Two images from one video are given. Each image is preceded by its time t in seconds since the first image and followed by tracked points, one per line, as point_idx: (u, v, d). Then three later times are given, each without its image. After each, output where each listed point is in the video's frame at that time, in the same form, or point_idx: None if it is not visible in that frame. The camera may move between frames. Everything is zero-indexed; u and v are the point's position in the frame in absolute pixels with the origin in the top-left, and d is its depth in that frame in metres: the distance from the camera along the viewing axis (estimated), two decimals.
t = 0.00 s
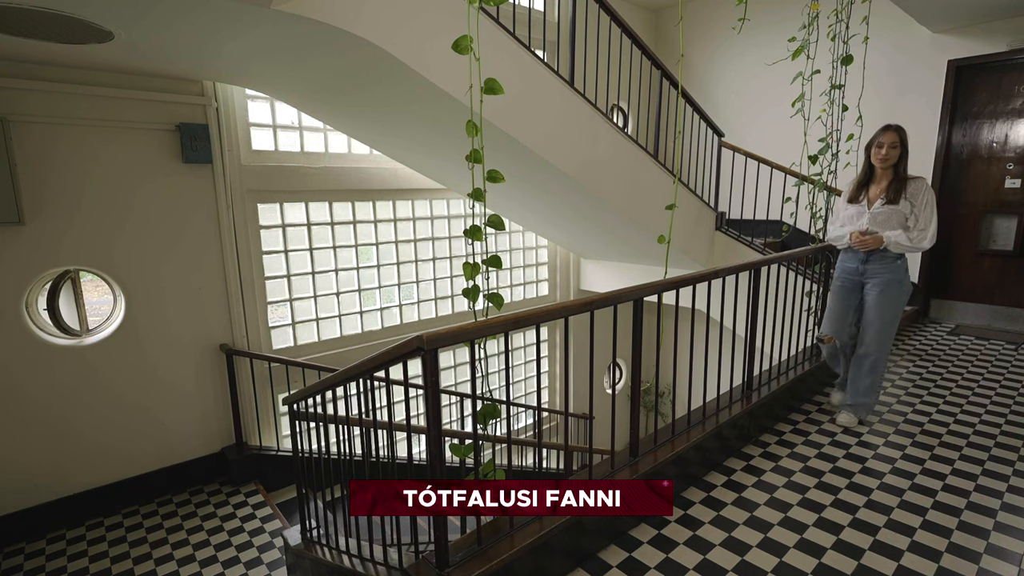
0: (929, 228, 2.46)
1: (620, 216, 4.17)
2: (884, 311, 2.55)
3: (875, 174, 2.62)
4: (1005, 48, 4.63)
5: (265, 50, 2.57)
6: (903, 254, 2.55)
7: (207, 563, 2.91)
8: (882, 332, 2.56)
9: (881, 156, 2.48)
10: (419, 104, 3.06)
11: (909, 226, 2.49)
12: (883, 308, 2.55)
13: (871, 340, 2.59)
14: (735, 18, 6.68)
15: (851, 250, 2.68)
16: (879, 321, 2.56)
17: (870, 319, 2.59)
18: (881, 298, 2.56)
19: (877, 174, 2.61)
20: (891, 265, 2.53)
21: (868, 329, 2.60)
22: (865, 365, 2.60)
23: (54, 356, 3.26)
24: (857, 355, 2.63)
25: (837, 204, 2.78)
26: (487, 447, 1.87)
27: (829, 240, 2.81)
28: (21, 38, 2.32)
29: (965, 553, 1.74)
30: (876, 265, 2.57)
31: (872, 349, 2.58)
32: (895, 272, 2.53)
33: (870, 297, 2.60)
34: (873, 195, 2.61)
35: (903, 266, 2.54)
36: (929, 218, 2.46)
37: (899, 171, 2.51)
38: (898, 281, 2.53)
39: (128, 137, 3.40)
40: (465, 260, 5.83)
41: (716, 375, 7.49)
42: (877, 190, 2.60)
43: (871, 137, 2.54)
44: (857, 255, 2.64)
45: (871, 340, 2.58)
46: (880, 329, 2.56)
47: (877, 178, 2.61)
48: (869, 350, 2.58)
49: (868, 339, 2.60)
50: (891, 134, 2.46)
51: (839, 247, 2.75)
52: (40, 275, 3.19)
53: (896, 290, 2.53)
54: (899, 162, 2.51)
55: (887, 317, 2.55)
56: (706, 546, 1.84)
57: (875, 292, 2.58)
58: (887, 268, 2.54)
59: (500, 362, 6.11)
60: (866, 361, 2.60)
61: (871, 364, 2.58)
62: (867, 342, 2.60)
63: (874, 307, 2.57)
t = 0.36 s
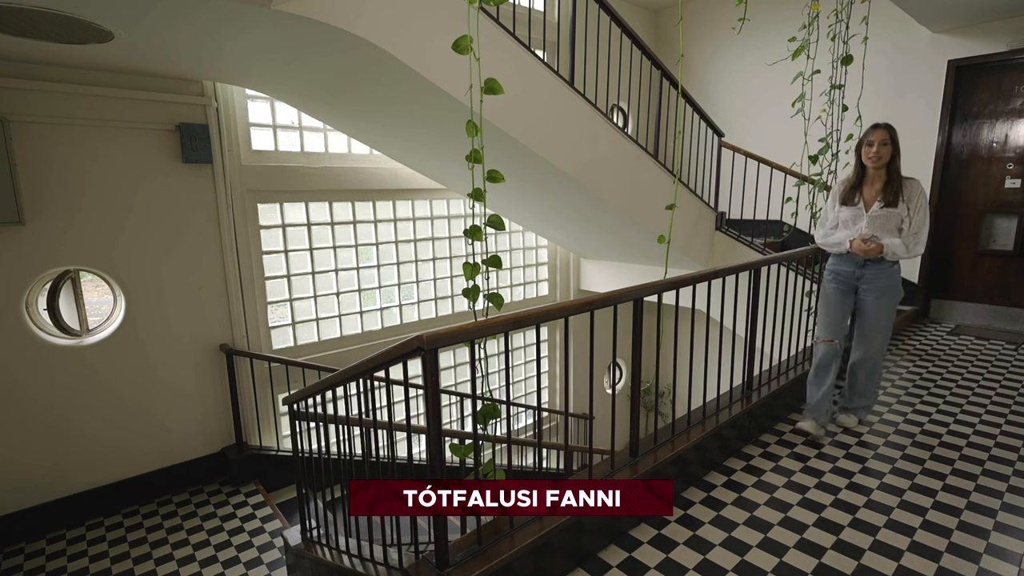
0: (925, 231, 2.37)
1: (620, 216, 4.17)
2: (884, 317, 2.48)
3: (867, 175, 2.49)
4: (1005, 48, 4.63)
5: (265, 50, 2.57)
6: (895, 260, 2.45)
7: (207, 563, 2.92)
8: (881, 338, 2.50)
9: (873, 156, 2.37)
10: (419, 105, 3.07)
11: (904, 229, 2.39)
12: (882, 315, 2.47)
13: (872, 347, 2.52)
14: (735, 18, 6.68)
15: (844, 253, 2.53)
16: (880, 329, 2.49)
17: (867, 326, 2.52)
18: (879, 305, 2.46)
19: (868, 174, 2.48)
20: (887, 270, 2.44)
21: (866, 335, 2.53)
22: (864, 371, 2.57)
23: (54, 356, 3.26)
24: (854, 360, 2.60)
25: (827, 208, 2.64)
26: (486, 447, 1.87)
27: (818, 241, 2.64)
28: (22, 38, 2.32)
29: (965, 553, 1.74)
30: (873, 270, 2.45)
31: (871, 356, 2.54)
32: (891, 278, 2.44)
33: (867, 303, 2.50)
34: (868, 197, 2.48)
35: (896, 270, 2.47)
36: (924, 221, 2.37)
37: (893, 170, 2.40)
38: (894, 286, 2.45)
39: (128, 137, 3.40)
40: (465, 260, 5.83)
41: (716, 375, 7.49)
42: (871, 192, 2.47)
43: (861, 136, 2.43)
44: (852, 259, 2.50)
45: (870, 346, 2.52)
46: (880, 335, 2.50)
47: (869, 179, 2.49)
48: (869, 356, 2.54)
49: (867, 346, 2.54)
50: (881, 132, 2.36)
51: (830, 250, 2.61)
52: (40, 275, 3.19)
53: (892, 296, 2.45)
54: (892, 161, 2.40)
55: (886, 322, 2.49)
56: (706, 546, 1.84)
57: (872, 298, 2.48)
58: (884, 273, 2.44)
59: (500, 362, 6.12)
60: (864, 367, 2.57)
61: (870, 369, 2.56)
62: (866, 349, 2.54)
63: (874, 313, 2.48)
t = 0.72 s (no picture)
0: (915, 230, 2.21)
1: (620, 216, 4.17)
2: (870, 322, 2.36)
3: (846, 176, 2.33)
4: (1005, 48, 4.62)
5: (265, 50, 2.57)
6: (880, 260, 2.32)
7: (207, 563, 2.92)
8: (869, 343, 2.40)
9: (852, 154, 2.22)
10: (419, 105, 3.07)
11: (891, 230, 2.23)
12: (869, 321, 2.36)
13: (859, 354, 2.42)
14: (735, 18, 6.68)
15: (826, 258, 2.39)
16: (866, 335, 2.38)
17: (854, 333, 2.40)
18: (865, 311, 2.35)
19: (846, 175, 2.33)
20: (872, 275, 2.31)
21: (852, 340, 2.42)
22: (854, 376, 2.48)
23: (54, 356, 3.26)
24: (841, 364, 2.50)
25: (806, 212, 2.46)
26: (486, 447, 1.88)
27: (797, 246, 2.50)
28: (22, 38, 2.32)
29: (965, 553, 1.74)
30: (857, 276, 2.32)
31: (859, 362, 2.44)
32: (876, 283, 2.32)
33: (852, 309, 2.37)
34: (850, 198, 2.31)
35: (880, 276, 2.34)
36: (912, 219, 2.20)
37: (874, 169, 2.24)
38: (879, 290, 2.34)
39: (128, 137, 3.40)
40: (465, 260, 5.83)
41: (716, 375, 7.50)
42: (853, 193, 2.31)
43: (837, 136, 2.29)
44: (834, 265, 2.36)
45: (858, 353, 2.42)
46: (868, 342, 2.39)
47: (849, 180, 2.33)
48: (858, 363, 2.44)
49: (853, 352, 2.44)
50: (859, 130, 2.22)
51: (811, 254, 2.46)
52: (40, 275, 3.19)
53: (878, 300, 2.34)
54: (873, 160, 2.24)
55: (873, 328, 2.38)
56: (706, 546, 1.84)
57: (857, 304, 2.35)
58: (869, 278, 2.31)
59: (500, 362, 6.12)
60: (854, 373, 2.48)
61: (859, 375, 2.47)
62: (854, 355, 2.44)
63: (860, 320, 2.36)
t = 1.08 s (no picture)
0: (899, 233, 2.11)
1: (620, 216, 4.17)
2: (853, 329, 2.16)
3: (829, 175, 2.27)
4: (1005, 48, 4.63)
5: (265, 50, 2.57)
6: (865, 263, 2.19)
7: (207, 563, 2.92)
8: (851, 352, 2.17)
9: (832, 152, 2.16)
10: (419, 105, 3.07)
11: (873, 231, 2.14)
12: (850, 326, 2.16)
13: (841, 364, 2.19)
14: (735, 18, 6.68)
15: (805, 259, 2.31)
16: (847, 341, 2.17)
17: (835, 340, 2.20)
18: (846, 315, 2.17)
19: (828, 174, 2.27)
20: (853, 276, 2.17)
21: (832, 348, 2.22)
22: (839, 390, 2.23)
23: (54, 356, 3.26)
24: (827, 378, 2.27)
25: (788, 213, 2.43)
26: (487, 447, 1.88)
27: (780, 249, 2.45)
28: (22, 38, 2.33)
29: (965, 553, 1.74)
30: (838, 277, 2.19)
31: (842, 373, 2.20)
32: (858, 285, 2.16)
33: (834, 313, 2.21)
34: (830, 198, 2.26)
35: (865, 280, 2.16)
36: (895, 220, 2.11)
37: (855, 168, 2.17)
38: (864, 294, 2.17)
39: (128, 137, 3.40)
40: (465, 260, 5.83)
41: (716, 375, 7.50)
42: (833, 193, 2.25)
43: (819, 132, 2.23)
44: (814, 265, 2.27)
45: (838, 364, 2.20)
46: (848, 350, 2.18)
47: (830, 179, 2.27)
48: (840, 375, 2.20)
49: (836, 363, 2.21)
50: (840, 126, 2.15)
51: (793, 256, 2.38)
52: (40, 275, 3.19)
53: (862, 305, 2.16)
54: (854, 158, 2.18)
55: (857, 336, 2.17)
56: (706, 546, 1.84)
57: (838, 306, 2.20)
58: (851, 279, 2.17)
59: (500, 362, 6.12)
60: (837, 387, 2.23)
61: (843, 389, 2.22)
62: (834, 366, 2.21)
63: (839, 325, 2.19)
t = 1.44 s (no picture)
0: (885, 234, 2.04)
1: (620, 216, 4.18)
2: (831, 334, 2.08)
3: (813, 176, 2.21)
4: (1005, 48, 4.63)
5: (265, 50, 2.57)
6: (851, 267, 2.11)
7: (207, 563, 2.92)
8: (823, 357, 2.08)
9: (814, 152, 2.10)
10: (419, 105, 3.07)
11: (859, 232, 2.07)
12: (828, 331, 2.09)
13: (813, 368, 2.10)
14: (735, 18, 6.69)
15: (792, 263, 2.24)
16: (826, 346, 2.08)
17: (812, 343, 2.12)
18: (827, 320, 2.10)
19: (812, 175, 2.22)
20: (840, 281, 2.10)
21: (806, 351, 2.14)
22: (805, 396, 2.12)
23: (54, 356, 3.26)
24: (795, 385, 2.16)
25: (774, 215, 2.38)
26: (486, 447, 1.88)
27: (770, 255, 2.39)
28: (22, 38, 2.33)
29: (965, 553, 1.74)
30: (825, 282, 2.13)
31: (814, 377, 2.10)
32: (846, 290, 2.09)
33: (817, 317, 2.14)
34: (813, 200, 2.21)
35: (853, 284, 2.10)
36: (881, 221, 2.04)
37: (839, 168, 2.11)
38: (852, 300, 2.10)
39: (128, 137, 3.40)
40: (465, 260, 5.83)
41: (716, 375, 7.50)
42: (816, 194, 2.20)
43: (803, 131, 2.17)
44: (802, 269, 2.20)
45: (809, 367, 2.10)
46: (822, 354, 2.08)
47: (814, 180, 2.21)
48: (807, 378, 2.11)
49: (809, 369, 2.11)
50: (823, 125, 2.10)
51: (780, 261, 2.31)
52: (40, 275, 3.19)
53: (846, 311, 2.08)
54: (837, 158, 2.12)
55: (838, 341, 2.09)
56: (706, 546, 1.84)
57: (823, 311, 2.13)
58: (837, 284, 2.10)
59: (500, 362, 6.12)
60: (800, 391, 2.13)
61: (809, 395, 2.11)
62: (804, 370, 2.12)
63: (819, 329, 2.11)
